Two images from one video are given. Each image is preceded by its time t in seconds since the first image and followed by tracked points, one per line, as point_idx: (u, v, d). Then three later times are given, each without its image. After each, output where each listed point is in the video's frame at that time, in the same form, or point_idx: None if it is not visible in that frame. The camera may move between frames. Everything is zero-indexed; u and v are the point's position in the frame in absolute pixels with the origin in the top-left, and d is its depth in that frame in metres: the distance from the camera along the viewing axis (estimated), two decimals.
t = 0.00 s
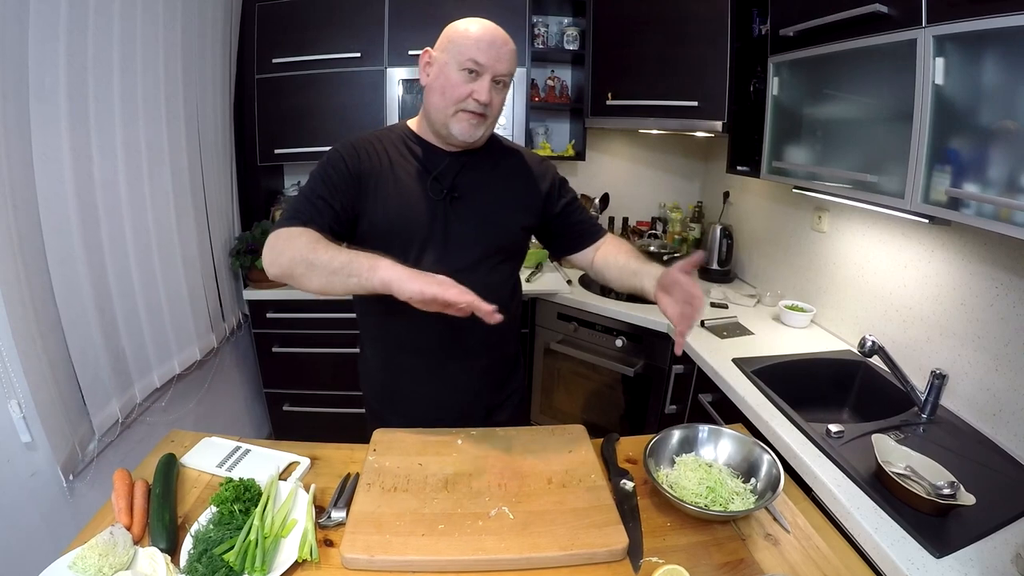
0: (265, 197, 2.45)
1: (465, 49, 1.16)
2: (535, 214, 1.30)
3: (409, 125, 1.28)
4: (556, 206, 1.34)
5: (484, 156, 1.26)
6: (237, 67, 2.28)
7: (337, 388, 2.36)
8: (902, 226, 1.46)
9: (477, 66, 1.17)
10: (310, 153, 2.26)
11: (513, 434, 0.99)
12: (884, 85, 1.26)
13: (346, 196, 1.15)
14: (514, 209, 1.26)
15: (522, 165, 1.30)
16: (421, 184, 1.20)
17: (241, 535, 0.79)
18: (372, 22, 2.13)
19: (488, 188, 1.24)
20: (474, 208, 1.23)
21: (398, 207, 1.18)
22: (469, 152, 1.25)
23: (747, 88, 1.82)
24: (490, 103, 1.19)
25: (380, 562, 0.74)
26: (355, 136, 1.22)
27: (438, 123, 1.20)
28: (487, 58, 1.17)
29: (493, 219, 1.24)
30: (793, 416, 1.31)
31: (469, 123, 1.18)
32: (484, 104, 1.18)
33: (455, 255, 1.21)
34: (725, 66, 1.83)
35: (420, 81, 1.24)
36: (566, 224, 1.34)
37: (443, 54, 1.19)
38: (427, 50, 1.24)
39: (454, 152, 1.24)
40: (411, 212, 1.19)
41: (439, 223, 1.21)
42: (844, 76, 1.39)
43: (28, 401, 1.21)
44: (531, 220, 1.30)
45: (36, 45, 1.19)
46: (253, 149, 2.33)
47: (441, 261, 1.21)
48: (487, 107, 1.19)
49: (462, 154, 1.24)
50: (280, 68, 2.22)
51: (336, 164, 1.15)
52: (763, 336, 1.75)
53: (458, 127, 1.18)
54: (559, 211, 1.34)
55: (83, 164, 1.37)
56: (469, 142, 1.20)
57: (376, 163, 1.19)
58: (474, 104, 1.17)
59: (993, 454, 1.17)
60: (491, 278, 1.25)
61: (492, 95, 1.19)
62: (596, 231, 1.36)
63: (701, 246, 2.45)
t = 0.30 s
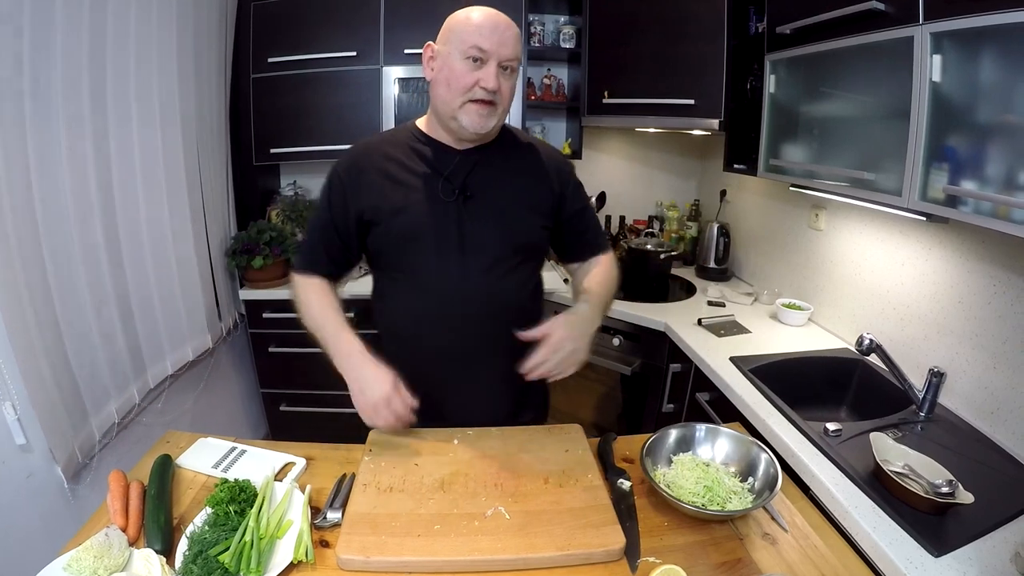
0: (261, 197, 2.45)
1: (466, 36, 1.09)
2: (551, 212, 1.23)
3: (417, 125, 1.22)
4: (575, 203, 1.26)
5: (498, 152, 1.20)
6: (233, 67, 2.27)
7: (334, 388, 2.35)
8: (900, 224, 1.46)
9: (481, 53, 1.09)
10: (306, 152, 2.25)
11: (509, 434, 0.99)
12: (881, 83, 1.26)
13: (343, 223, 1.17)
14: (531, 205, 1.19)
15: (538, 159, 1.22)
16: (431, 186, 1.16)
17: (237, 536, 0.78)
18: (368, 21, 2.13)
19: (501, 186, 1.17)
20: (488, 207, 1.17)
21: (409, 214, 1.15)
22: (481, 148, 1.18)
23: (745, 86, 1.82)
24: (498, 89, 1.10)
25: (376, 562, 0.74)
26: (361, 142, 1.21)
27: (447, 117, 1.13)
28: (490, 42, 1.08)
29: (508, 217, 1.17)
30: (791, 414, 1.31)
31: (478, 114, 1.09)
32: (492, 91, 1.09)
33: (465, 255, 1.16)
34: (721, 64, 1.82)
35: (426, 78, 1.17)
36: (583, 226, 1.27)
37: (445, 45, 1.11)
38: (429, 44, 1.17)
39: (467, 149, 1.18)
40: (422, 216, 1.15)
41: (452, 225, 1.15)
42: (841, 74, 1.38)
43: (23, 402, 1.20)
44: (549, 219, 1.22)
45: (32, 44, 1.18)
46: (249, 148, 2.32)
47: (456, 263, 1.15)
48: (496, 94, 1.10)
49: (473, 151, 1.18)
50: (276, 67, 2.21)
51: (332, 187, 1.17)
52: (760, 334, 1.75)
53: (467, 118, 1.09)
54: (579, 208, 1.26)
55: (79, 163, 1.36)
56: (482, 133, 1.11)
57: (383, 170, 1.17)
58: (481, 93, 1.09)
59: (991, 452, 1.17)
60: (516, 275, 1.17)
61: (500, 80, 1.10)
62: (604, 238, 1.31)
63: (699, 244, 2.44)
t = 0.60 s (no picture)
0: (259, 195, 2.44)
1: (481, 43, 1.04)
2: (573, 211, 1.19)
3: (440, 123, 1.22)
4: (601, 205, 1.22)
5: (518, 151, 1.16)
6: (232, 64, 2.26)
7: (333, 387, 2.35)
8: (900, 224, 1.46)
9: (497, 61, 1.04)
10: (305, 150, 2.25)
11: (507, 433, 0.98)
12: (882, 82, 1.25)
13: (368, 225, 1.22)
14: (550, 206, 1.15)
15: (562, 159, 1.19)
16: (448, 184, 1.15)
17: (234, 536, 0.78)
18: (367, 19, 2.12)
19: (520, 183, 1.14)
20: (504, 207, 1.14)
21: (426, 214, 1.15)
22: (500, 149, 1.15)
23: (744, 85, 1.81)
24: (515, 99, 1.06)
25: (374, 562, 0.74)
26: (384, 144, 1.23)
27: (465, 126, 1.12)
28: (506, 50, 1.03)
29: (526, 217, 1.14)
30: (790, 414, 1.30)
31: (495, 125, 1.08)
32: (508, 102, 1.05)
33: (472, 254, 1.14)
34: (721, 63, 1.82)
35: (444, 81, 1.14)
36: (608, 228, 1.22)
37: (460, 50, 1.07)
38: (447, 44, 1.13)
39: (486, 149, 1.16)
40: (437, 216, 1.14)
41: (466, 225, 1.13)
42: (842, 73, 1.38)
43: (18, 401, 1.19)
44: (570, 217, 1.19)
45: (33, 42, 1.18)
46: (247, 146, 2.31)
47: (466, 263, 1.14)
48: (513, 103, 1.06)
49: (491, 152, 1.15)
50: (274, 65, 2.20)
51: (359, 190, 1.22)
52: (760, 334, 1.75)
53: (484, 129, 1.08)
54: (603, 209, 1.22)
55: (79, 161, 1.36)
56: (500, 141, 1.10)
57: (403, 170, 1.17)
58: (497, 104, 1.06)
59: (991, 452, 1.17)
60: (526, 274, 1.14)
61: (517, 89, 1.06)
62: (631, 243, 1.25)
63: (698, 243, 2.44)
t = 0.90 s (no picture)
0: (259, 194, 2.44)
1: (495, 24, 1.05)
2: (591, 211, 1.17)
3: (458, 120, 1.21)
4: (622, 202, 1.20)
5: (537, 149, 1.16)
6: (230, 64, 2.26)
7: (332, 387, 2.35)
8: (900, 223, 1.46)
9: (511, 41, 1.05)
10: (304, 150, 2.24)
11: (506, 433, 0.98)
12: (882, 81, 1.25)
13: (385, 223, 1.21)
14: (567, 206, 1.15)
15: (581, 157, 1.17)
16: (466, 183, 1.14)
17: (234, 536, 0.78)
18: (366, 18, 2.12)
19: (535, 183, 1.14)
20: (522, 206, 1.13)
21: (443, 212, 1.14)
22: (517, 146, 1.15)
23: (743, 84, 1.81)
24: (530, 76, 1.06)
25: (374, 562, 0.74)
26: (402, 142, 1.22)
27: (483, 110, 1.10)
28: (519, 28, 1.04)
29: (543, 217, 1.14)
30: (790, 413, 1.30)
31: (513, 103, 1.06)
32: (524, 79, 1.05)
33: (475, 254, 1.14)
34: (721, 62, 1.82)
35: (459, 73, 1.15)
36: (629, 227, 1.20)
37: (475, 37, 1.09)
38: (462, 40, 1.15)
39: (504, 144, 1.15)
40: (454, 215, 1.13)
41: (482, 224, 1.13)
42: (841, 72, 1.38)
43: (16, 402, 1.19)
44: (588, 217, 1.18)
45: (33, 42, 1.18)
46: (246, 146, 2.31)
47: (469, 262, 1.14)
48: (528, 81, 1.06)
49: (511, 146, 1.15)
50: (274, 65, 2.20)
51: (377, 187, 1.21)
52: (759, 333, 1.75)
53: (501, 109, 1.06)
54: (624, 208, 1.20)
55: (80, 161, 1.36)
56: (518, 123, 1.08)
57: (420, 167, 1.16)
58: (514, 81, 1.05)
59: (991, 451, 1.17)
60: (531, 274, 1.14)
61: (532, 67, 1.06)
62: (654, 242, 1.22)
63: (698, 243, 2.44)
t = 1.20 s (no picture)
0: (259, 194, 2.44)
1: (514, 30, 1.05)
2: (603, 210, 1.18)
3: (471, 120, 1.21)
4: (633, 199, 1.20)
5: (551, 148, 1.16)
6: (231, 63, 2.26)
7: (332, 386, 2.35)
8: (900, 222, 1.46)
9: (529, 49, 1.05)
10: (304, 150, 2.24)
11: (507, 433, 0.98)
12: (882, 81, 1.25)
13: (398, 223, 1.21)
14: (579, 204, 1.15)
15: (594, 156, 1.18)
16: (479, 181, 1.14)
17: (234, 536, 0.78)
18: (366, 18, 2.12)
19: (548, 181, 1.14)
20: (535, 204, 1.13)
21: (456, 210, 1.14)
22: (531, 144, 1.15)
23: (744, 84, 1.81)
24: (548, 85, 1.06)
25: (374, 562, 0.74)
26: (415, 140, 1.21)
27: (497, 114, 1.11)
28: (538, 36, 1.04)
29: (555, 215, 1.14)
30: (790, 413, 1.30)
31: (527, 110, 1.07)
32: (541, 87, 1.05)
33: (476, 254, 1.14)
34: (722, 62, 1.81)
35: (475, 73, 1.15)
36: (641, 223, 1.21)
37: (493, 40, 1.08)
38: (479, 39, 1.15)
39: (518, 143, 1.15)
40: (468, 213, 1.13)
41: (492, 222, 1.13)
42: (842, 72, 1.38)
43: (16, 402, 1.19)
44: (601, 215, 1.18)
45: (32, 42, 1.17)
46: (247, 146, 2.31)
47: (474, 261, 1.14)
48: (545, 89, 1.06)
49: (524, 146, 1.15)
50: (274, 65, 2.20)
51: (389, 187, 1.20)
52: (759, 333, 1.75)
53: (516, 114, 1.07)
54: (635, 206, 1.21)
55: (80, 161, 1.35)
56: (532, 128, 1.09)
57: (434, 166, 1.16)
58: (529, 89, 1.05)
59: (991, 451, 1.17)
60: (535, 274, 1.14)
61: (549, 76, 1.06)
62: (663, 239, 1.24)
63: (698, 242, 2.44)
